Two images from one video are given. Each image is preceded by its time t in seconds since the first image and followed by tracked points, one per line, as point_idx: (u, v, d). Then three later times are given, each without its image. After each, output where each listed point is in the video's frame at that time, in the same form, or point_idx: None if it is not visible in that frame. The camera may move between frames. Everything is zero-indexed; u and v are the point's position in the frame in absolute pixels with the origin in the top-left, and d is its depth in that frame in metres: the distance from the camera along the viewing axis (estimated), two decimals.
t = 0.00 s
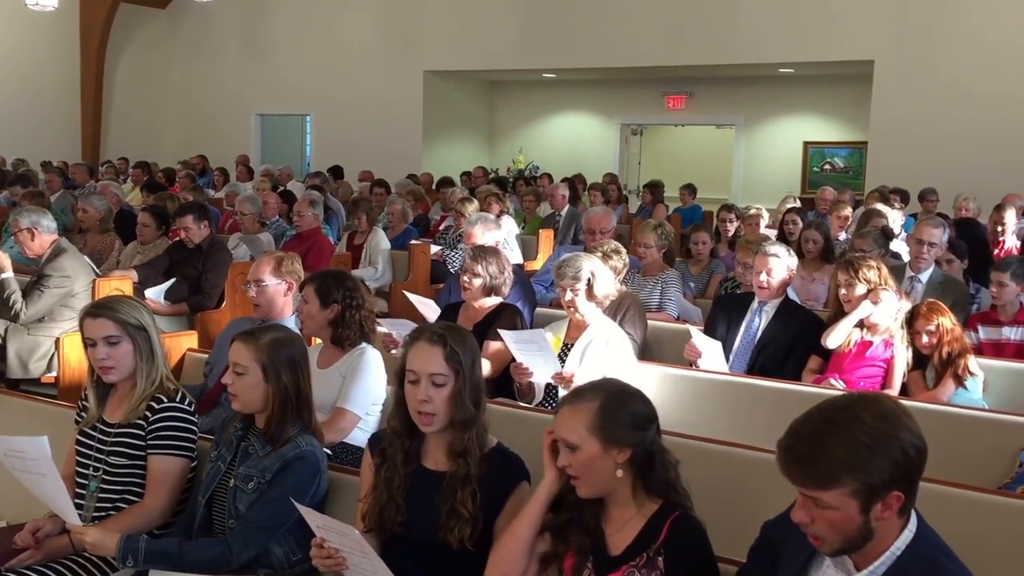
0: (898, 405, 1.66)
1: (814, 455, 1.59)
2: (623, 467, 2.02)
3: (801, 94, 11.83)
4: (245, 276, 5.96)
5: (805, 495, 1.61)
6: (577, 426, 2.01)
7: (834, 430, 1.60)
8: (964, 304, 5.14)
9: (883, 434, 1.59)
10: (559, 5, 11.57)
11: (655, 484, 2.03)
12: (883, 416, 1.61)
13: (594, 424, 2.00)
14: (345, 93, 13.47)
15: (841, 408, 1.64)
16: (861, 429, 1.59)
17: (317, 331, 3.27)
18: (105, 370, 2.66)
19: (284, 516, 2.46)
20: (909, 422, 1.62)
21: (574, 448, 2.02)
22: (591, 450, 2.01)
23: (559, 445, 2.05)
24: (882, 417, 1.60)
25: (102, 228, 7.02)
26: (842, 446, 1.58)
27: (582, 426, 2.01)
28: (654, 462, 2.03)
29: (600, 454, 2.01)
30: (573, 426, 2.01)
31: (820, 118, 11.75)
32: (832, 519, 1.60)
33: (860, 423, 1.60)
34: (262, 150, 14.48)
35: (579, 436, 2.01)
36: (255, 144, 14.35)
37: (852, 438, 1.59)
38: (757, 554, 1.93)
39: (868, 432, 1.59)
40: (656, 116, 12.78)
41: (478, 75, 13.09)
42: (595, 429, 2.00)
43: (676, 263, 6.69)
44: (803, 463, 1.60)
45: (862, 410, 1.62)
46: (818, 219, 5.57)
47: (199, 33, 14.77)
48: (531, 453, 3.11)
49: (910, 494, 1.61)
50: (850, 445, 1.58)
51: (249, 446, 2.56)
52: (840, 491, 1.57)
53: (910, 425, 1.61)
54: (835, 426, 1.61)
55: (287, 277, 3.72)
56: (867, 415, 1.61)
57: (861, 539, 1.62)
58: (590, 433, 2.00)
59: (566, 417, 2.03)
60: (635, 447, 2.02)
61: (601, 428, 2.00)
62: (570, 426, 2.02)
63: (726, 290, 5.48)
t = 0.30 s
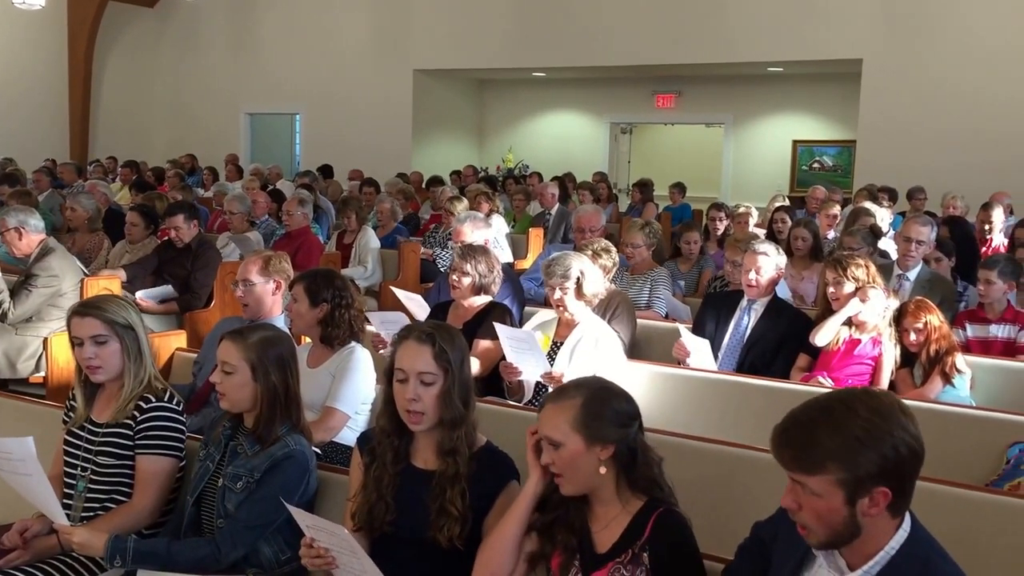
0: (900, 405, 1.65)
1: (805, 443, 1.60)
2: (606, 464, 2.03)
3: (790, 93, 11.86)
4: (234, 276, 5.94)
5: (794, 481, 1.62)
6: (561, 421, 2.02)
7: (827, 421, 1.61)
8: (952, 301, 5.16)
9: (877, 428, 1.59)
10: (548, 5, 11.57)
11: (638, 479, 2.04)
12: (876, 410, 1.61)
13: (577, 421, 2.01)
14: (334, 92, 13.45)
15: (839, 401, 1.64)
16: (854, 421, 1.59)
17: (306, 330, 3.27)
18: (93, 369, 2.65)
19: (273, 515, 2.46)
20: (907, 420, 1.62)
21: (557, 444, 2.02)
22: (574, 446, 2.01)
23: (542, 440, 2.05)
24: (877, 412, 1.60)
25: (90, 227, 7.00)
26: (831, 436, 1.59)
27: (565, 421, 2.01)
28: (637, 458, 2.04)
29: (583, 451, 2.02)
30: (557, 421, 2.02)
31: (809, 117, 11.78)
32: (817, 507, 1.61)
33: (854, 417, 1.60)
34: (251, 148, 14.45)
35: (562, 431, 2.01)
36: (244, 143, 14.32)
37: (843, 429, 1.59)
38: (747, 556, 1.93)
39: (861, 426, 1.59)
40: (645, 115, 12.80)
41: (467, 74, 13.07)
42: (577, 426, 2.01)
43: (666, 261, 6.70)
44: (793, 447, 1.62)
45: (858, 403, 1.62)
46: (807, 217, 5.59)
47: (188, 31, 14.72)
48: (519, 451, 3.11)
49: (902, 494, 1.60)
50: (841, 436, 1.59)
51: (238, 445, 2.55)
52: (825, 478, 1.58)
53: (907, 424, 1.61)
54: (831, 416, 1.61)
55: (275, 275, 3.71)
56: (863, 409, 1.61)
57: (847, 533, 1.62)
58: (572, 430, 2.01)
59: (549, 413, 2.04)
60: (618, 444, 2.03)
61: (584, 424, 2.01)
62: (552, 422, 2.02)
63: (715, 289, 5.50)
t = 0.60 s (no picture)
0: (884, 394, 1.66)
1: (788, 428, 1.62)
2: (598, 460, 2.03)
3: (779, 91, 11.89)
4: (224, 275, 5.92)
5: (776, 465, 1.64)
6: (555, 414, 2.02)
7: (810, 405, 1.63)
8: (941, 300, 5.18)
9: (857, 412, 1.60)
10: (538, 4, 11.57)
11: (629, 478, 2.05)
12: (857, 394, 1.62)
13: (572, 414, 2.01)
14: (324, 91, 13.43)
15: (822, 389, 1.65)
16: (835, 405, 1.61)
17: (295, 331, 3.26)
18: (81, 369, 2.64)
19: (262, 515, 2.46)
20: (889, 407, 1.63)
21: (549, 436, 2.02)
22: (566, 439, 2.02)
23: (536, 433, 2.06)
24: (858, 397, 1.61)
25: (80, 227, 6.97)
26: (813, 420, 1.60)
27: (560, 414, 2.02)
28: (628, 457, 2.05)
29: (575, 445, 2.02)
30: (551, 413, 2.02)
31: (799, 116, 11.81)
32: (799, 492, 1.62)
33: (835, 401, 1.61)
34: (241, 148, 14.41)
35: (555, 423, 2.02)
36: (234, 142, 14.28)
37: (824, 414, 1.61)
38: (739, 543, 1.95)
39: (840, 409, 1.60)
40: (636, 114, 12.81)
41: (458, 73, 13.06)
42: (572, 420, 2.01)
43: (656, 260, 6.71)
44: (776, 431, 1.64)
45: (840, 389, 1.63)
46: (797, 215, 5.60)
47: (177, 30, 14.68)
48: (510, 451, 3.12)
49: (883, 480, 1.61)
50: (823, 420, 1.60)
51: (227, 445, 2.54)
52: (805, 460, 1.60)
53: (889, 410, 1.62)
54: (811, 401, 1.63)
55: (265, 275, 3.70)
56: (844, 394, 1.62)
57: (829, 520, 1.62)
58: (565, 422, 2.01)
59: (544, 406, 2.04)
60: (610, 441, 2.03)
61: (579, 419, 2.01)
62: (547, 415, 2.02)
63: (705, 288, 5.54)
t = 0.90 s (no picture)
0: (856, 380, 1.68)
1: (765, 416, 1.64)
2: (595, 454, 2.04)
3: (770, 90, 11.91)
4: (213, 274, 5.90)
5: (757, 454, 1.65)
6: (556, 406, 2.03)
7: (784, 393, 1.65)
8: (930, 298, 5.19)
9: (830, 397, 1.62)
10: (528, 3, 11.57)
11: (623, 474, 2.05)
12: (829, 376, 1.65)
13: (574, 406, 2.02)
14: (314, 89, 13.40)
15: (796, 378, 1.67)
16: (808, 391, 1.63)
17: (285, 330, 3.26)
18: (68, 368, 2.63)
19: (252, 515, 2.45)
20: (861, 390, 1.64)
21: (549, 428, 2.03)
22: (565, 432, 2.02)
23: (533, 426, 2.06)
24: (831, 382, 1.63)
25: (68, 226, 6.95)
26: (787, 406, 1.62)
27: (561, 407, 2.02)
28: (623, 453, 2.06)
29: (574, 438, 2.02)
30: (552, 405, 2.03)
31: (789, 114, 11.83)
32: (781, 479, 1.63)
33: (808, 386, 1.64)
34: (231, 147, 14.37)
35: (557, 416, 2.02)
36: (224, 141, 14.24)
37: (799, 399, 1.63)
38: (729, 529, 1.97)
39: (812, 393, 1.63)
40: (627, 112, 12.82)
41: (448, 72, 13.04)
42: (573, 412, 2.02)
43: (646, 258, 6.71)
44: (753, 422, 1.65)
45: (812, 376, 1.66)
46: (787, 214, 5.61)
47: (166, 29, 14.63)
48: (500, 449, 3.12)
49: (861, 462, 1.62)
50: (798, 406, 1.62)
51: (217, 445, 2.54)
52: (784, 446, 1.61)
53: (861, 394, 1.63)
54: (784, 389, 1.65)
55: (257, 275, 3.70)
56: (816, 380, 1.64)
57: (810, 504, 1.63)
58: (565, 414, 2.02)
59: (544, 398, 2.05)
60: (608, 435, 2.04)
61: (580, 411, 2.02)
62: (547, 407, 2.03)
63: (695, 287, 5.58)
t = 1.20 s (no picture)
0: (827, 369, 1.69)
1: (739, 406, 1.65)
2: (585, 452, 2.04)
3: (759, 89, 11.94)
4: (203, 273, 5.87)
5: (731, 443, 1.66)
6: (546, 402, 2.03)
7: (757, 382, 1.66)
8: (919, 296, 5.20)
9: (801, 384, 1.63)
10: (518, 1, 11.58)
11: (613, 472, 2.06)
12: (799, 365, 1.66)
13: (563, 403, 2.03)
14: (304, 88, 13.38)
15: (769, 368, 1.68)
16: (779, 380, 1.64)
17: (275, 329, 3.25)
18: (56, 368, 2.62)
19: (241, 515, 2.45)
20: (833, 379, 1.65)
21: (538, 424, 2.03)
22: (555, 429, 2.03)
23: (523, 422, 2.07)
24: (802, 370, 1.65)
25: (57, 225, 6.92)
26: (760, 395, 1.63)
27: (551, 403, 2.03)
28: (613, 451, 2.07)
29: (564, 434, 2.03)
30: (542, 402, 2.04)
31: (779, 113, 11.86)
32: (755, 468, 1.63)
33: (780, 374, 1.65)
34: (221, 146, 14.33)
35: (547, 412, 2.03)
36: (214, 140, 14.20)
37: (771, 387, 1.64)
38: (716, 525, 1.98)
39: (783, 380, 1.64)
40: (617, 111, 12.85)
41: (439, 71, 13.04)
42: (564, 410, 2.03)
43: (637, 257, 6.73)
44: (727, 413, 1.66)
45: (782, 365, 1.67)
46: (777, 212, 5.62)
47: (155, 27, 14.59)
48: (491, 448, 3.12)
49: (834, 449, 1.63)
50: (770, 394, 1.63)
51: (206, 444, 2.53)
52: (757, 433, 1.62)
53: (833, 383, 1.64)
54: (756, 379, 1.66)
55: (247, 274, 3.68)
56: (788, 370, 1.65)
57: (786, 493, 1.64)
58: (556, 411, 2.03)
59: (535, 394, 2.06)
60: (598, 434, 2.05)
61: (570, 408, 2.03)
62: (539, 404, 2.04)
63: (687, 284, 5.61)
